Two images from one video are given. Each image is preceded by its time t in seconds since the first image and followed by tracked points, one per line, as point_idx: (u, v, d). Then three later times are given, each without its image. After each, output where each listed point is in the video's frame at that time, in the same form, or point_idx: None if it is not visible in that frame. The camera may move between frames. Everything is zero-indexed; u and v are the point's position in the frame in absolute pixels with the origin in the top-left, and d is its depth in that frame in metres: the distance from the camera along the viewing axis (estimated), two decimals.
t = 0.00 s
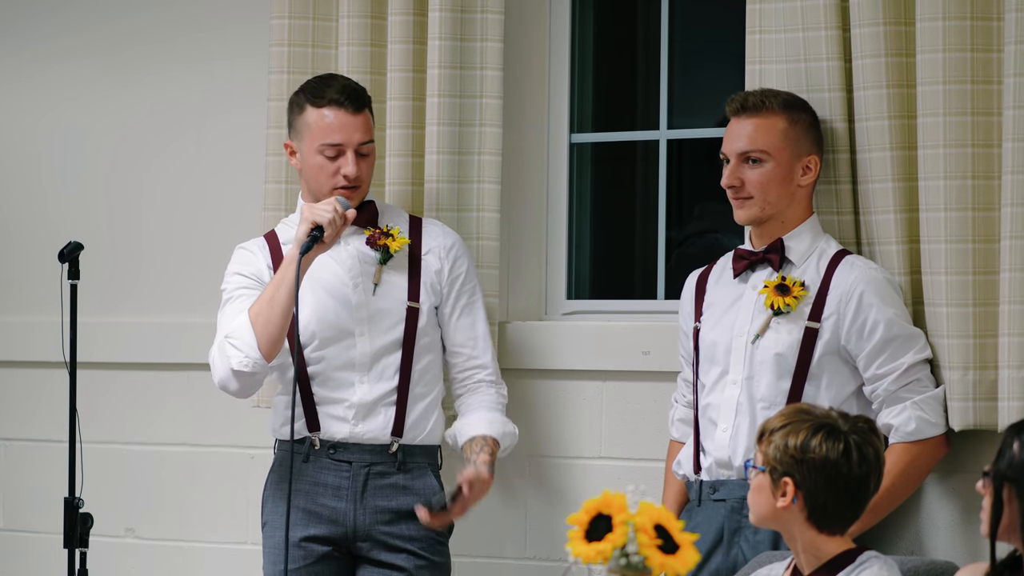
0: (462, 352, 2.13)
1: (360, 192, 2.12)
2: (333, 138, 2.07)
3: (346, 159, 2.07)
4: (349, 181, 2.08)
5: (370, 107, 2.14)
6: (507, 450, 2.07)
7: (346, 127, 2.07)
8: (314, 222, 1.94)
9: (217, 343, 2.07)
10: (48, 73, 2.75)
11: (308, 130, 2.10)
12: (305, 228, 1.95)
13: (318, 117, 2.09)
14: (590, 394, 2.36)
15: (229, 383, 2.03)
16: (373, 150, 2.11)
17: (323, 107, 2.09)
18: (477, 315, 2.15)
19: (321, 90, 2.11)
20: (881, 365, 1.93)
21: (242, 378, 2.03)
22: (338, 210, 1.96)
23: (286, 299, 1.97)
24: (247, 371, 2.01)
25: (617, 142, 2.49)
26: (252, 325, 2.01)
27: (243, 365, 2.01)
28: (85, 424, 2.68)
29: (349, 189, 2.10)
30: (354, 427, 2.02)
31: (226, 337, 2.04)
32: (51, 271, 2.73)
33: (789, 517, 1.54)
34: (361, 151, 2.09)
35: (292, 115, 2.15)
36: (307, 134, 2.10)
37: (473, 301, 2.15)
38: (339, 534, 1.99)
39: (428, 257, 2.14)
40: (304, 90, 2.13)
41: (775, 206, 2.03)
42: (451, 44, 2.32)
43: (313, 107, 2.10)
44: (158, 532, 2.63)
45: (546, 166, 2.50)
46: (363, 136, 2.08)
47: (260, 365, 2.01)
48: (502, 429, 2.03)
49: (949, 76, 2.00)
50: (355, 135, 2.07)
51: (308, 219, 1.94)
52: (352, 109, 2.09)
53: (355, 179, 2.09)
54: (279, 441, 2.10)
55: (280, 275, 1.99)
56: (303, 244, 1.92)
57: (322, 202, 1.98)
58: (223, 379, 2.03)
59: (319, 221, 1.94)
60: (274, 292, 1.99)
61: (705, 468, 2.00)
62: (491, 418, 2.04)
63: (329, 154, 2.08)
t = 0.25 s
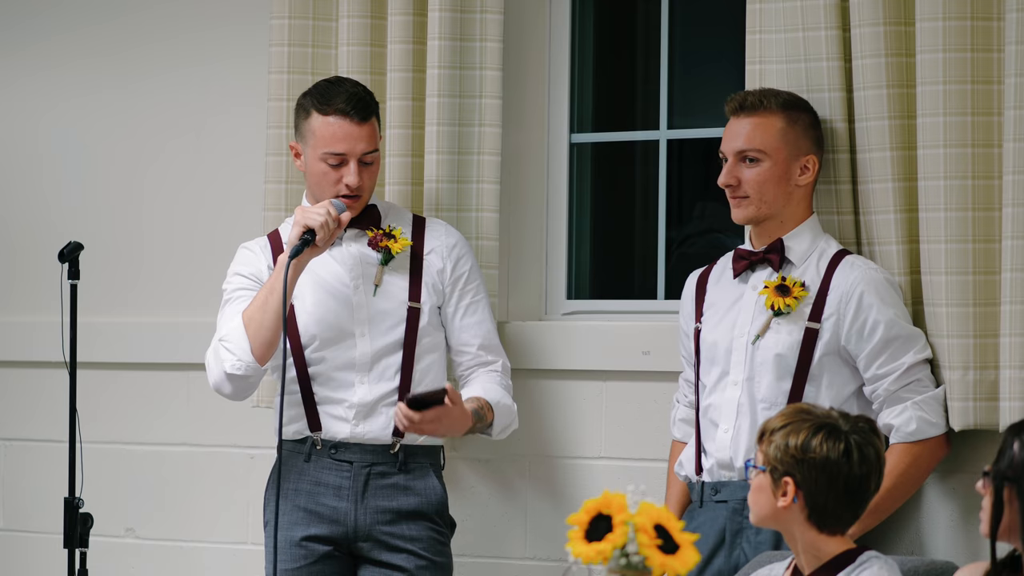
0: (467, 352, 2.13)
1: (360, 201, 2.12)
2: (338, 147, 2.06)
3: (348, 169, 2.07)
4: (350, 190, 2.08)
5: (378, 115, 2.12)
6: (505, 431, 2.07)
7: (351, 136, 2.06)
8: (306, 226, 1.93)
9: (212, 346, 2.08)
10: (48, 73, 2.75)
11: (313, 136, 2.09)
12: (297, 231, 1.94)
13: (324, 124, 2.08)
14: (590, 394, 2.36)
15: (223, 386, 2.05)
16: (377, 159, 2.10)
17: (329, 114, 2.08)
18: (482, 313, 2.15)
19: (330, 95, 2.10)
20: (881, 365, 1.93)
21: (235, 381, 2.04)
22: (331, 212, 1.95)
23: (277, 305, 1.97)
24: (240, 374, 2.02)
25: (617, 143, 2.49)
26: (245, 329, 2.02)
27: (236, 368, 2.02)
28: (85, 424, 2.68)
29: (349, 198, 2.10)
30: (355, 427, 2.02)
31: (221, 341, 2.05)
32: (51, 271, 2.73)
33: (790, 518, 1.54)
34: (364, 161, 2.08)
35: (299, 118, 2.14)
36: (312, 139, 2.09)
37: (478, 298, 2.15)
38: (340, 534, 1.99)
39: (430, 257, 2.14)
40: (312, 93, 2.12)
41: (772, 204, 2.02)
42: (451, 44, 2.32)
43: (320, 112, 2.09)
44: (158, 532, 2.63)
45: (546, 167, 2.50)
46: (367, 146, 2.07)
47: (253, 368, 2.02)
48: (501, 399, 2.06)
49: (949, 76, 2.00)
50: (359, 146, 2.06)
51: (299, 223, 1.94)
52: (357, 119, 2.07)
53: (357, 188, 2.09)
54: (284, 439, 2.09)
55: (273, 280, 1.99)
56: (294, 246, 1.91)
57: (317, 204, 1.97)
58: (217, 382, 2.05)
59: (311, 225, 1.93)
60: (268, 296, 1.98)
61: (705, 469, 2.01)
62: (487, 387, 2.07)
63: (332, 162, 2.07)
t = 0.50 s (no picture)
0: (469, 351, 2.13)
1: (364, 201, 2.12)
2: (341, 147, 2.06)
3: (351, 169, 2.07)
4: (354, 189, 2.08)
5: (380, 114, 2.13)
6: (505, 426, 2.07)
7: (354, 135, 2.06)
8: (307, 226, 1.93)
9: (212, 345, 2.08)
10: (48, 72, 2.75)
11: (315, 136, 2.09)
12: (298, 231, 1.93)
13: (327, 124, 2.08)
14: (590, 394, 2.36)
15: (223, 385, 2.05)
16: (380, 158, 2.10)
17: (332, 114, 2.08)
18: (484, 312, 2.14)
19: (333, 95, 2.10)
20: (881, 366, 1.93)
21: (235, 381, 2.04)
22: (331, 213, 1.95)
23: (277, 304, 1.97)
24: (239, 374, 2.02)
25: (617, 143, 2.49)
26: (245, 329, 2.02)
27: (235, 367, 2.02)
28: (85, 424, 2.68)
29: (354, 198, 2.10)
30: (357, 427, 2.02)
31: (220, 340, 2.05)
32: (51, 271, 2.73)
33: (790, 518, 1.54)
34: (367, 159, 2.08)
35: (302, 118, 2.14)
36: (315, 139, 2.09)
37: (481, 297, 2.14)
38: (342, 534, 1.99)
39: (432, 255, 2.14)
40: (314, 94, 2.12)
41: (769, 205, 2.03)
42: (451, 44, 2.32)
43: (323, 112, 2.09)
44: (158, 532, 2.63)
45: (546, 166, 2.50)
46: (370, 145, 2.07)
47: (252, 368, 2.02)
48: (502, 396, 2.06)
49: (949, 76, 2.00)
50: (362, 145, 2.06)
51: (301, 224, 1.93)
52: (360, 118, 2.07)
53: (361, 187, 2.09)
54: (285, 440, 2.09)
55: (273, 280, 1.99)
56: (294, 247, 1.91)
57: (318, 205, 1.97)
58: (217, 382, 2.05)
59: (311, 225, 1.93)
60: (268, 296, 1.99)
61: (706, 470, 2.01)
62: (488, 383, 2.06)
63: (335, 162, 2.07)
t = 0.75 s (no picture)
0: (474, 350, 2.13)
1: (370, 192, 2.11)
2: (346, 135, 2.07)
3: (357, 157, 2.07)
4: (359, 178, 2.08)
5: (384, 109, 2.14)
6: (518, 429, 2.06)
7: (359, 125, 2.07)
8: (312, 231, 1.92)
9: (215, 347, 2.08)
10: (48, 72, 2.75)
11: (320, 127, 2.10)
12: (302, 236, 1.93)
13: (332, 115, 2.09)
14: (590, 394, 2.36)
15: (225, 387, 2.05)
16: (384, 149, 2.11)
17: (337, 104, 2.09)
18: (487, 312, 2.15)
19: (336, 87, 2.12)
20: (881, 365, 1.93)
21: (237, 383, 2.05)
22: (337, 217, 1.94)
23: (280, 308, 1.97)
24: (241, 377, 2.02)
25: (617, 143, 2.49)
26: (248, 331, 2.01)
27: (238, 370, 2.02)
28: (85, 424, 2.68)
29: (360, 187, 2.09)
30: (361, 427, 2.02)
31: (223, 342, 2.05)
32: (51, 271, 2.73)
33: (790, 518, 1.54)
34: (372, 149, 2.09)
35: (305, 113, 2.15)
36: (320, 131, 2.10)
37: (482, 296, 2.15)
38: (346, 534, 1.99)
39: (433, 257, 2.14)
40: (318, 88, 2.13)
41: (769, 205, 2.03)
42: (451, 44, 2.32)
43: (327, 104, 2.10)
44: (158, 532, 2.63)
45: (546, 166, 2.50)
46: (375, 134, 2.08)
47: (255, 370, 2.02)
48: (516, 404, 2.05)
49: (949, 76, 2.00)
50: (368, 133, 2.08)
51: (305, 228, 1.93)
52: (366, 108, 2.09)
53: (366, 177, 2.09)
54: (287, 440, 2.09)
55: (276, 284, 1.98)
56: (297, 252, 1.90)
57: (322, 210, 1.97)
58: (220, 384, 2.05)
59: (316, 230, 1.92)
60: (271, 299, 1.98)
61: (705, 469, 2.01)
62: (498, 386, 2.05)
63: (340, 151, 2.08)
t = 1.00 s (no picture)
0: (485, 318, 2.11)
1: (358, 200, 2.12)
2: (329, 146, 2.07)
3: (341, 168, 2.07)
4: (344, 189, 2.08)
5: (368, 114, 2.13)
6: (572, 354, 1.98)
7: (340, 135, 2.06)
8: (321, 225, 1.93)
9: (222, 345, 2.05)
10: (48, 72, 2.75)
11: (303, 138, 2.09)
12: (312, 230, 1.93)
13: (314, 125, 2.08)
14: (590, 394, 2.36)
15: (235, 385, 2.02)
16: (369, 156, 2.11)
17: (318, 115, 2.08)
18: (493, 278, 2.14)
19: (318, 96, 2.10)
20: (881, 365, 1.93)
21: (247, 380, 2.02)
22: (344, 212, 1.94)
23: (291, 301, 1.97)
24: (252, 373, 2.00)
25: (617, 143, 2.49)
26: (258, 327, 2.00)
27: (249, 366, 2.00)
28: (85, 424, 2.68)
29: (345, 196, 2.10)
30: (366, 425, 2.02)
31: (232, 340, 2.03)
32: (51, 271, 2.73)
33: (790, 518, 1.54)
34: (355, 158, 2.08)
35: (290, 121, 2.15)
36: (303, 142, 2.09)
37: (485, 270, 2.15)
38: (351, 532, 1.99)
39: (430, 251, 2.15)
40: (301, 97, 2.12)
41: (768, 204, 2.03)
42: (451, 44, 2.32)
43: (309, 115, 2.09)
44: (158, 532, 2.63)
45: (546, 166, 2.50)
46: (357, 144, 2.07)
47: (265, 366, 2.00)
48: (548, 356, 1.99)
49: (949, 76, 2.00)
50: (350, 144, 2.07)
51: (315, 222, 1.93)
52: (347, 118, 2.07)
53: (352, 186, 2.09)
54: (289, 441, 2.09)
55: (286, 278, 1.99)
56: (310, 246, 1.91)
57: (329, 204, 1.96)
58: (229, 381, 2.02)
59: (325, 223, 1.92)
60: (282, 292, 1.99)
61: (705, 469, 2.01)
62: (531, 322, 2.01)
63: (324, 162, 2.08)
